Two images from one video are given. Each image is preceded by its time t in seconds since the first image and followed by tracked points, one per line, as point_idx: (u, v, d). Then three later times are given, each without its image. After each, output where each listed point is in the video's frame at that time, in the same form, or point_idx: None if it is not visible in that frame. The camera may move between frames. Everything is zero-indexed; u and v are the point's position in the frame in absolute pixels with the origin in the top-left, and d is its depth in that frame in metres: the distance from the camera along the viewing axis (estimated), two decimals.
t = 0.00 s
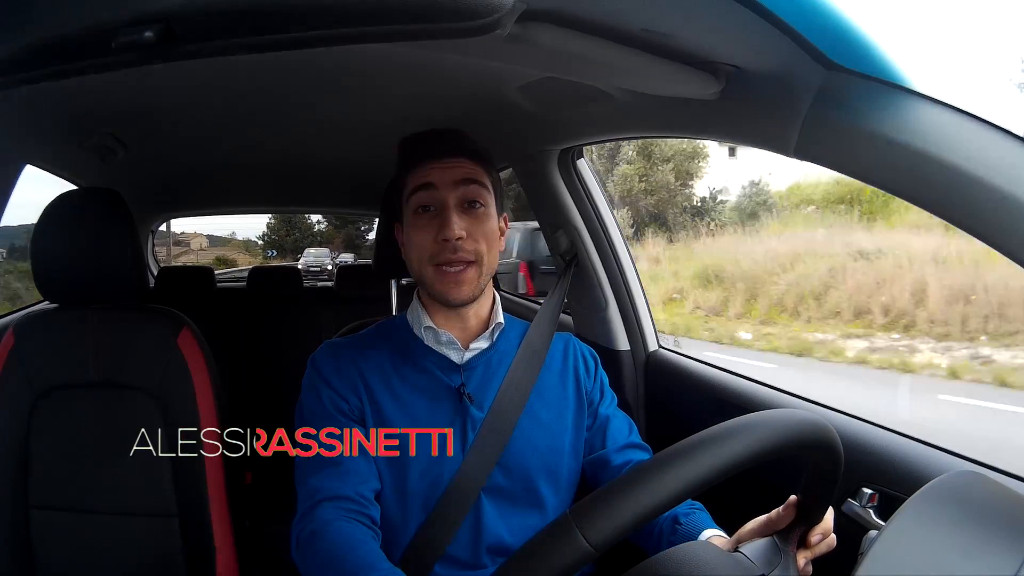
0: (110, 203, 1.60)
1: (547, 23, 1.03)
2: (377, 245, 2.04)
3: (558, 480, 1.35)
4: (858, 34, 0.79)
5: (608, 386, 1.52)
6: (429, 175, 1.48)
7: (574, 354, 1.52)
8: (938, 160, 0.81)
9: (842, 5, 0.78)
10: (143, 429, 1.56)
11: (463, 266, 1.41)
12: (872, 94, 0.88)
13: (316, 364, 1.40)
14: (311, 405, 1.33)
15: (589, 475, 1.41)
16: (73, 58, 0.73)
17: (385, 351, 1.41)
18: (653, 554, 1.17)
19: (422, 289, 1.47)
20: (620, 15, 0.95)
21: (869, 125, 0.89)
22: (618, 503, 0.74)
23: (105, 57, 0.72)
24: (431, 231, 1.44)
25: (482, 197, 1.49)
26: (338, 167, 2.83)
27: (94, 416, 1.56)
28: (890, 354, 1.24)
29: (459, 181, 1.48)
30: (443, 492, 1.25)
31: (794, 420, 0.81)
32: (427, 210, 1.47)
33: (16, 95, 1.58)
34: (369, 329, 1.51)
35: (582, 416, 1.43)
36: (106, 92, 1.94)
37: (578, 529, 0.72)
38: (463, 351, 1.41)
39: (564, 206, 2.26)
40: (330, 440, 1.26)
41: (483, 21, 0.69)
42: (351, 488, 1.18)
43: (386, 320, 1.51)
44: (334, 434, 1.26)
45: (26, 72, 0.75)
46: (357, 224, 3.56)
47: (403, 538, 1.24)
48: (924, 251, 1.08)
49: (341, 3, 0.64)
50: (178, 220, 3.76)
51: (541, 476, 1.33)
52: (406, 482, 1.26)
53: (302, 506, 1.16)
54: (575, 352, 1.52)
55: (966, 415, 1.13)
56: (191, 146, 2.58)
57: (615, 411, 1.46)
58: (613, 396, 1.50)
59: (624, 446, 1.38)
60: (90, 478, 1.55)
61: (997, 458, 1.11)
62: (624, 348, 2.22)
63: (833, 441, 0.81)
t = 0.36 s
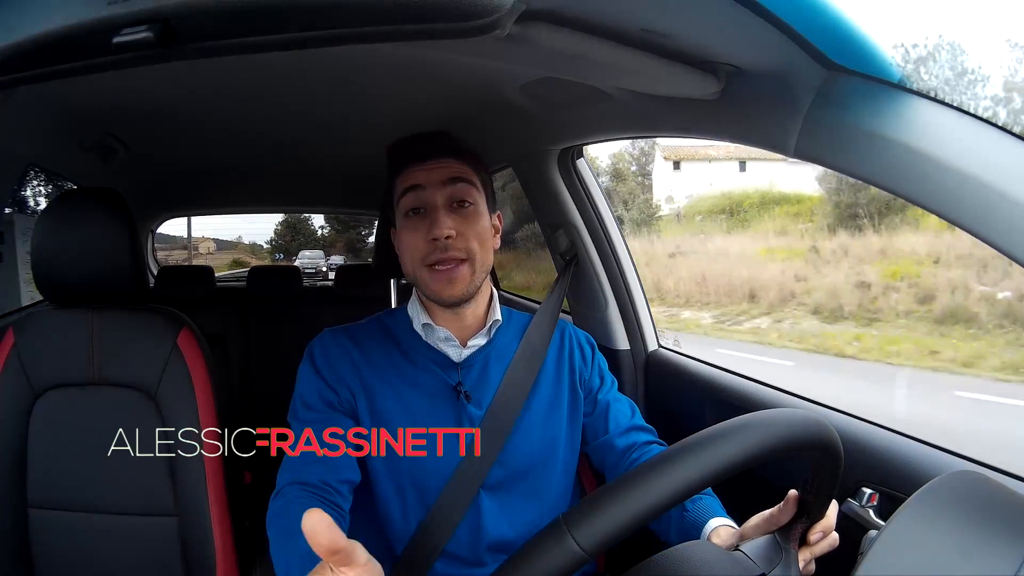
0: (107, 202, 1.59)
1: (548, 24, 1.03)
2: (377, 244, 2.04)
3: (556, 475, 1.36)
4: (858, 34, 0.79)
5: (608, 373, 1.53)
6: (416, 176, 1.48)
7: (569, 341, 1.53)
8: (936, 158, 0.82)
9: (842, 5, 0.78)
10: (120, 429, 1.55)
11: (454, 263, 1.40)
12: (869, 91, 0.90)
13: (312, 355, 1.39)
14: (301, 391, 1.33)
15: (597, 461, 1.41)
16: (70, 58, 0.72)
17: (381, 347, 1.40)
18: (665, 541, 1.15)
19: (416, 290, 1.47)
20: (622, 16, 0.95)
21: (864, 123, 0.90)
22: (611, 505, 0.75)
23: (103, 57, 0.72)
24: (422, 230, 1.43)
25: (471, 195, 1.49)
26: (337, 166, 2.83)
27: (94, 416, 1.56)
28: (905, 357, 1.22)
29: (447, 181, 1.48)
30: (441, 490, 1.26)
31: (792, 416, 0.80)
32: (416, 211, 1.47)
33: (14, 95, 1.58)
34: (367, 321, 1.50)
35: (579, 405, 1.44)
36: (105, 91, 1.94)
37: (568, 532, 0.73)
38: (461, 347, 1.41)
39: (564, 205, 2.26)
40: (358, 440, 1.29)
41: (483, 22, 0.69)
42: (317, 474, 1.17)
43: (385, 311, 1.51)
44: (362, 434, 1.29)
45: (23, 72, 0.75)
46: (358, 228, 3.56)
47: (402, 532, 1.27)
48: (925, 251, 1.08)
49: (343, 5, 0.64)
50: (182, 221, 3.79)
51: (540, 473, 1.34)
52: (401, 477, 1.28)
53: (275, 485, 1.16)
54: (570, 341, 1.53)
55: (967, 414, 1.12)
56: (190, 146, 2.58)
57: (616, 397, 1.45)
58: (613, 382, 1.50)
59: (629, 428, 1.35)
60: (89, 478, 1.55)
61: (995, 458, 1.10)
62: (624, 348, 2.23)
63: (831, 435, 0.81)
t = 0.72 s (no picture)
0: (107, 201, 1.59)
1: (548, 24, 1.04)
2: (376, 244, 2.03)
3: (559, 478, 1.35)
4: (857, 35, 0.79)
5: (608, 382, 1.54)
6: (436, 175, 1.48)
7: (575, 349, 1.53)
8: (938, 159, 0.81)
9: (842, 5, 0.77)
10: (112, 430, 1.55)
11: (472, 265, 1.40)
12: (870, 90, 0.90)
13: (320, 358, 1.39)
14: (311, 397, 1.32)
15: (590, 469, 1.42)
16: (71, 58, 0.72)
17: (386, 349, 1.40)
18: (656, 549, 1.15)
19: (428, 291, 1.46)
20: (623, 16, 0.95)
21: (867, 125, 0.90)
22: (614, 505, 0.75)
23: (104, 57, 0.72)
24: (440, 231, 1.42)
25: (489, 198, 1.50)
26: (338, 166, 2.83)
27: (94, 416, 1.56)
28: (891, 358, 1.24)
29: (467, 182, 1.48)
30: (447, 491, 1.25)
31: (793, 418, 0.80)
32: (434, 210, 1.46)
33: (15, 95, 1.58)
34: (371, 324, 1.50)
35: (582, 411, 1.44)
36: (105, 91, 1.94)
37: (566, 534, 0.73)
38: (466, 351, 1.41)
39: (564, 206, 2.26)
40: (368, 440, 1.25)
41: (483, 21, 0.69)
42: (341, 484, 1.17)
43: (387, 315, 1.51)
44: (373, 434, 1.26)
45: (24, 72, 0.75)
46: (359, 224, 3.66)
47: (405, 535, 1.25)
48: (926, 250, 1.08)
49: (343, 4, 0.64)
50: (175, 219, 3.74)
51: (542, 476, 1.33)
52: (408, 479, 1.27)
53: (302, 503, 1.15)
54: (576, 349, 1.53)
55: (965, 413, 1.12)
56: (190, 145, 2.58)
57: (614, 406, 1.47)
58: (613, 392, 1.51)
59: (625, 440, 1.38)
60: (90, 478, 1.55)
61: (995, 458, 1.10)
62: (624, 348, 2.23)
63: (833, 439, 0.81)
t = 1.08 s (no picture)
0: (107, 201, 1.59)
1: (548, 25, 1.04)
2: (376, 244, 2.03)
3: (559, 478, 1.35)
4: (858, 35, 0.80)
5: (609, 387, 1.54)
6: (477, 170, 1.47)
7: (575, 355, 1.53)
8: (939, 162, 0.81)
9: (842, 6, 0.78)
10: (111, 429, 1.55)
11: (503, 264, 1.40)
12: (868, 91, 0.89)
13: (320, 358, 1.39)
14: (311, 399, 1.33)
15: (589, 471, 1.42)
16: (72, 59, 0.72)
17: (385, 349, 1.40)
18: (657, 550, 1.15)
19: (446, 282, 1.45)
20: (621, 16, 0.95)
21: (864, 125, 0.89)
22: (611, 506, 0.75)
23: (105, 58, 0.72)
24: (477, 225, 1.42)
25: (519, 203, 1.52)
26: (337, 166, 2.83)
27: (95, 415, 1.56)
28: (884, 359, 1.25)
29: (505, 183, 1.49)
30: (445, 490, 1.25)
31: (791, 417, 0.80)
32: (469, 204, 1.46)
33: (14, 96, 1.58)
34: (372, 325, 1.50)
35: (583, 415, 1.44)
36: (105, 91, 1.94)
37: (560, 539, 0.73)
38: (467, 349, 1.42)
39: (564, 206, 2.26)
40: (369, 441, 1.26)
41: (483, 21, 0.69)
42: (341, 484, 1.16)
43: (387, 317, 1.51)
44: (373, 434, 1.26)
45: (25, 72, 0.75)
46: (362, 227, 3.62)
47: (405, 535, 1.25)
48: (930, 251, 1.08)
49: (343, 4, 0.64)
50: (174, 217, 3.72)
51: (541, 476, 1.33)
52: (406, 479, 1.26)
53: (303, 501, 1.16)
54: (576, 353, 1.53)
55: (964, 411, 1.12)
56: (190, 145, 2.58)
57: (614, 411, 1.47)
58: (613, 397, 1.52)
59: (625, 443, 1.38)
60: (90, 477, 1.55)
61: (996, 458, 1.10)
62: (623, 348, 2.22)
63: (833, 441, 0.80)
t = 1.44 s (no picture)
0: (108, 201, 1.59)
1: (547, 25, 1.04)
2: (376, 244, 2.02)
3: (559, 478, 1.35)
4: (858, 35, 0.80)
5: (609, 386, 1.54)
6: (477, 171, 1.48)
7: (575, 354, 1.53)
8: (939, 163, 0.81)
9: (843, 6, 0.78)
10: (111, 430, 1.55)
11: (503, 264, 1.40)
12: (868, 92, 0.89)
13: (320, 359, 1.39)
14: (310, 399, 1.32)
15: (591, 470, 1.42)
16: (73, 59, 0.72)
17: (385, 350, 1.41)
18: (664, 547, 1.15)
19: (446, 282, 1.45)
20: (621, 16, 0.95)
21: (865, 125, 0.89)
22: (602, 510, 0.75)
23: (105, 57, 0.72)
24: (477, 225, 1.42)
25: (520, 204, 1.52)
26: (338, 166, 2.83)
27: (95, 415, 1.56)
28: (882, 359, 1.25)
29: (505, 184, 1.49)
30: (444, 491, 1.25)
31: (791, 419, 0.80)
32: (470, 204, 1.46)
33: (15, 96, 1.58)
34: (372, 325, 1.50)
35: (584, 413, 1.44)
36: (105, 91, 1.94)
37: (540, 551, 0.73)
38: (467, 350, 1.42)
39: (564, 206, 2.26)
40: (368, 440, 1.26)
41: (483, 21, 0.69)
42: (339, 487, 1.17)
43: (388, 316, 1.51)
44: (373, 434, 1.26)
45: (25, 72, 0.75)
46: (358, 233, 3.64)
47: (404, 536, 1.25)
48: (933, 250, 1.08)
49: (344, 4, 0.64)
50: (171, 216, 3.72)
51: (542, 476, 1.33)
52: (406, 479, 1.26)
53: (301, 503, 1.16)
54: (576, 352, 1.53)
55: (963, 409, 1.12)
56: (190, 145, 2.57)
57: (615, 409, 1.47)
58: (614, 394, 1.52)
59: (626, 440, 1.38)
60: (90, 477, 1.55)
61: (997, 458, 1.10)
62: (624, 348, 2.22)
63: (834, 443, 0.80)
